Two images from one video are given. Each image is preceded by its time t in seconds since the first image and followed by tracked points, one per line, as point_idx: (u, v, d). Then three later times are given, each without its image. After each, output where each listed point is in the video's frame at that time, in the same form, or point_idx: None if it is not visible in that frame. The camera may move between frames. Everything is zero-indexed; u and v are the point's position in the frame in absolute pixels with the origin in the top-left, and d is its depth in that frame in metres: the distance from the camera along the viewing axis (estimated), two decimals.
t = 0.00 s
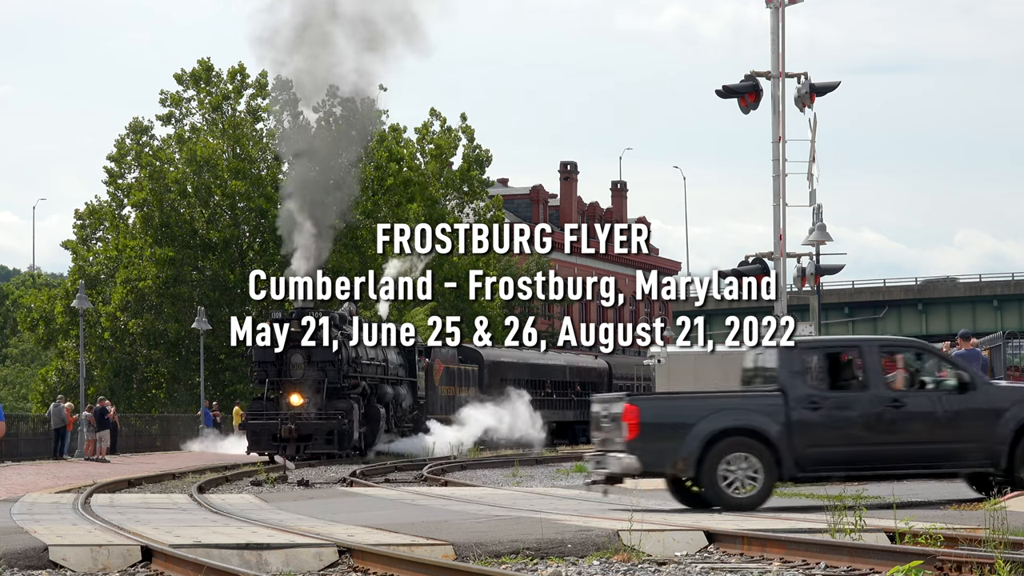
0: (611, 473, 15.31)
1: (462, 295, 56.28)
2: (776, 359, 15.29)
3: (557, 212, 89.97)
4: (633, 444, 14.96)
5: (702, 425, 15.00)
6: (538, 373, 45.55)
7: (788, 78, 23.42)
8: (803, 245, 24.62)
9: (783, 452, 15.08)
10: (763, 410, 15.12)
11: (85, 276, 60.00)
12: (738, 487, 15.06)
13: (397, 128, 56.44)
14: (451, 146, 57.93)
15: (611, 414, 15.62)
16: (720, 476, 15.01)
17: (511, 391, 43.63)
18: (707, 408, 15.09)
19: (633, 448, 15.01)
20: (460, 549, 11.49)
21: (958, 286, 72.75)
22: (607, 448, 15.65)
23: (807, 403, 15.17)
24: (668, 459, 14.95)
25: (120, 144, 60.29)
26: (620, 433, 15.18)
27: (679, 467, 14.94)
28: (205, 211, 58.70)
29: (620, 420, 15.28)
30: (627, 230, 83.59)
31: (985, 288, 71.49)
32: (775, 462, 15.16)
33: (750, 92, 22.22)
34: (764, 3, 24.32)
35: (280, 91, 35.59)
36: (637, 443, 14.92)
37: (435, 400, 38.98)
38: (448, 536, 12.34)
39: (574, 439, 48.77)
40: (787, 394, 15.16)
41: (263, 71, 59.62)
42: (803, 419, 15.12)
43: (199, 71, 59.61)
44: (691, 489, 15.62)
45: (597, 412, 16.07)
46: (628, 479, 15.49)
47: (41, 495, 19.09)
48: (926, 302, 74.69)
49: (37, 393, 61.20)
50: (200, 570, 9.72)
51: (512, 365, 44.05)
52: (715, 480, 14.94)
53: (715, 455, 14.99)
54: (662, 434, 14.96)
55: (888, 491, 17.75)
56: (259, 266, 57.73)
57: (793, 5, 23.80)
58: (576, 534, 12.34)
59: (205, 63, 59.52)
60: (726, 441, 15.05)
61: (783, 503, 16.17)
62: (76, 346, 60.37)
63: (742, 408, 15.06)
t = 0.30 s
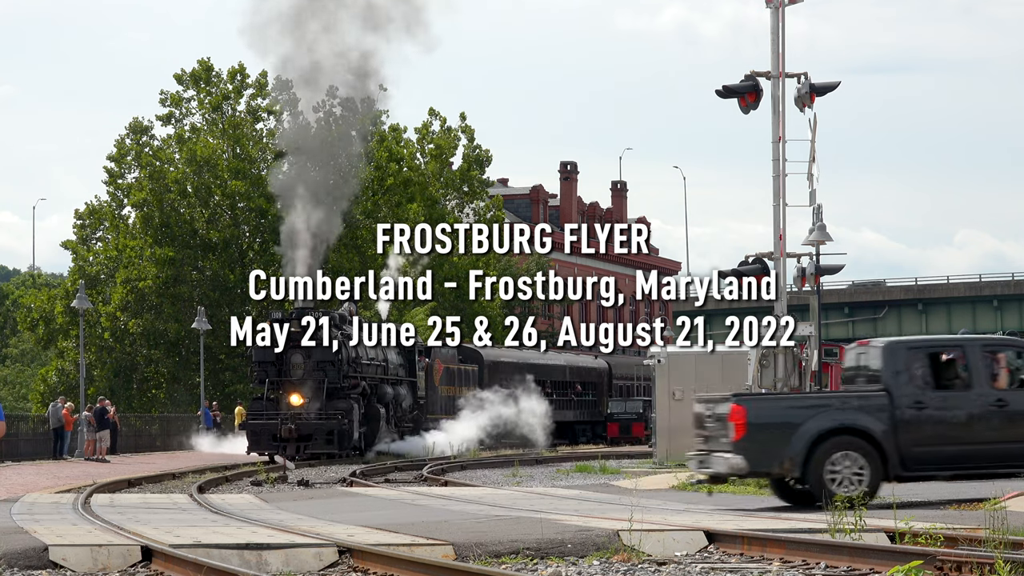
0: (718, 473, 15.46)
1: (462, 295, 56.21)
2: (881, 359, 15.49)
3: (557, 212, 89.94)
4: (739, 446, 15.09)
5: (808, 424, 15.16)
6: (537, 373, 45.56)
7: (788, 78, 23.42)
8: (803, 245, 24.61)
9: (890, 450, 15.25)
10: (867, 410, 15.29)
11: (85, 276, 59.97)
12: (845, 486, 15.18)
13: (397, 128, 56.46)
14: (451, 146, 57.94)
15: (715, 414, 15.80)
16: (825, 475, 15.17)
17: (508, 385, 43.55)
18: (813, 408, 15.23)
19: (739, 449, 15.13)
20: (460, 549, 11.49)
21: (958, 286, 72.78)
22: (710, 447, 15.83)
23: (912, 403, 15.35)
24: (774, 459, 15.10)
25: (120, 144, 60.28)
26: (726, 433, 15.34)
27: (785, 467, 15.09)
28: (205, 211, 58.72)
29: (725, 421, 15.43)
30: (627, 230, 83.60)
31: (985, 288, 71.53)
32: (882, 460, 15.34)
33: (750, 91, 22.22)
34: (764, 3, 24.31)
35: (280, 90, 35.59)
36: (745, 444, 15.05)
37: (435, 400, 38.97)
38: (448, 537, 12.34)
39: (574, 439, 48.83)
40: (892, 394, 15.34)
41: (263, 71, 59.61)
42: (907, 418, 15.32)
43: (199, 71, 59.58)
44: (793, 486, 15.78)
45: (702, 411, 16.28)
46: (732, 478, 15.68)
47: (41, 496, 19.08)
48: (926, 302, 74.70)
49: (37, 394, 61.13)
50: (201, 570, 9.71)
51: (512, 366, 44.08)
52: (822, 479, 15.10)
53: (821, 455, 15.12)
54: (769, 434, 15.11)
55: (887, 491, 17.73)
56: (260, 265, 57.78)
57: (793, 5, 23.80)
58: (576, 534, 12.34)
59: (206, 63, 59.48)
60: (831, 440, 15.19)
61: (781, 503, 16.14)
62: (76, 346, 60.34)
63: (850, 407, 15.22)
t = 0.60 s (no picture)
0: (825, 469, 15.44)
1: (462, 295, 56.11)
2: (987, 355, 15.55)
3: (557, 212, 89.90)
4: (849, 443, 15.11)
5: (918, 419, 15.16)
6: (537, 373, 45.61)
7: (788, 78, 23.42)
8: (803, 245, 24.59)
9: (997, 447, 15.26)
10: (975, 405, 15.28)
11: (85, 276, 59.98)
12: (952, 483, 15.14)
13: (397, 128, 56.43)
14: (451, 146, 57.93)
15: (821, 411, 15.82)
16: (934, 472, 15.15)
17: (507, 386, 43.54)
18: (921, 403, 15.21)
19: (849, 445, 15.15)
20: (460, 549, 11.49)
21: (958, 286, 72.77)
22: (815, 444, 15.85)
23: (1019, 399, 15.37)
24: (882, 456, 15.09)
25: (120, 144, 60.27)
26: (834, 431, 15.37)
27: (894, 464, 15.07)
28: (205, 211, 58.75)
29: (833, 418, 15.47)
30: (627, 230, 83.58)
31: (985, 288, 71.53)
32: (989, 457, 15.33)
33: (750, 92, 22.21)
34: (764, 3, 24.31)
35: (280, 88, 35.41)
36: (856, 440, 15.07)
37: (435, 400, 38.97)
38: (448, 537, 12.34)
39: (574, 439, 48.85)
40: (999, 390, 15.35)
41: (262, 71, 59.61)
42: (1013, 415, 15.31)
43: (199, 71, 59.55)
44: (898, 482, 15.75)
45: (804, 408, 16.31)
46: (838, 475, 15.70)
47: (41, 495, 19.08)
48: (926, 302, 74.68)
49: (37, 393, 61.07)
50: (201, 570, 9.71)
51: (513, 366, 44.12)
52: (931, 474, 15.08)
53: (930, 451, 15.13)
54: (877, 429, 15.13)
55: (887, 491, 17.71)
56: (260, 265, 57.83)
57: (793, 5, 23.80)
58: (576, 534, 12.34)
59: (206, 63, 59.45)
60: (940, 435, 15.17)
61: (781, 503, 16.13)
62: (76, 346, 60.33)
63: (958, 403, 15.21)
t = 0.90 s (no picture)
0: (932, 461, 15.07)
1: (462, 295, 55.97)
2: None
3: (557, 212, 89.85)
4: (959, 434, 14.83)
5: None
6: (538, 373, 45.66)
7: (788, 77, 23.42)
8: (803, 245, 24.60)
9: None
10: None
11: (85, 276, 60.02)
12: None
13: (397, 128, 56.41)
14: (451, 146, 57.93)
15: (925, 402, 15.37)
16: None
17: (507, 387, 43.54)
18: None
19: (959, 437, 14.86)
20: (460, 549, 11.49)
21: (958, 286, 72.75)
22: (922, 436, 15.35)
23: None
24: (993, 448, 14.76)
25: (120, 144, 60.27)
26: (942, 423, 15.02)
27: (1004, 456, 14.74)
28: (205, 211, 58.75)
29: (939, 410, 15.11)
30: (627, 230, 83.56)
31: (985, 288, 71.53)
32: None
33: (750, 91, 22.22)
34: (764, 3, 24.31)
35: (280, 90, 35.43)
36: (965, 432, 14.79)
37: (435, 400, 38.97)
38: (448, 537, 12.34)
39: (574, 439, 48.89)
40: None
41: (263, 71, 59.58)
42: None
43: (199, 71, 59.52)
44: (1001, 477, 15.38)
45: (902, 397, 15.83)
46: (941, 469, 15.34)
47: (41, 495, 19.09)
48: (926, 302, 74.69)
49: (37, 393, 61.04)
50: (201, 570, 9.71)
51: (512, 366, 44.09)
52: None
53: None
54: (989, 421, 14.81)
55: (887, 491, 17.72)
56: (260, 265, 57.85)
57: (793, 5, 23.80)
58: (576, 534, 12.34)
59: (205, 63, 59.43)
60: None
61: (781, 503, 16.14)
62: (76, 346, 60.35)
63: None
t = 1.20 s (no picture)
0: None
1: (462, 295, 55.98)
2: None
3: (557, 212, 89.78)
4: None
5: None
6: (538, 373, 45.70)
7: (788, 78, 23.42)
8: (803, 245, 24.60)
9: None
10: None
11: (85, 276, 60.05)
12: None
13: (397, 128, 56.39)
14: (451, 146, 57.94)
15: None
16: None
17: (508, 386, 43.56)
18: None
19: None
20: (460, 549, 11.50)
21: (958, 286, 72.70)
22: None
23: None
24: None
25: (120, 144, 60.26)
26: None
27: None
28: (205, 211, 58.76)
29: None
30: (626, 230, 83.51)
31: (985, 288, 71.50)
32: None
33: (750, 92, 22.22)
34: (764, 3, 24.30)
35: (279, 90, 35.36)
36: None
37: (435, 400, 38.99)
38: (448, 536, 12.34)
39: (574, 440, 48.91)
40: None
41: (263, 71, 59.56)
42: None
43: (199, 71, 59.50)
44: None
45: None
46: None
47: (41, 495, 19.09)
48: (926, 302, 74.68)
49: (37, 394, 61.02)
50: (201, 570, 9.71)
51: (512, 366, 44.13)
52: None
53: None
54: None
55: (887, 491, 17.72)
56: (260, 265, 57.85)
57: (793, 5, 23.79)
58: (576, 534, 12.35)
59: (205, 62, 59.41)
60: None
61: (781, 503, 16.14)
62: (77, 346, 60.37)
63: None
